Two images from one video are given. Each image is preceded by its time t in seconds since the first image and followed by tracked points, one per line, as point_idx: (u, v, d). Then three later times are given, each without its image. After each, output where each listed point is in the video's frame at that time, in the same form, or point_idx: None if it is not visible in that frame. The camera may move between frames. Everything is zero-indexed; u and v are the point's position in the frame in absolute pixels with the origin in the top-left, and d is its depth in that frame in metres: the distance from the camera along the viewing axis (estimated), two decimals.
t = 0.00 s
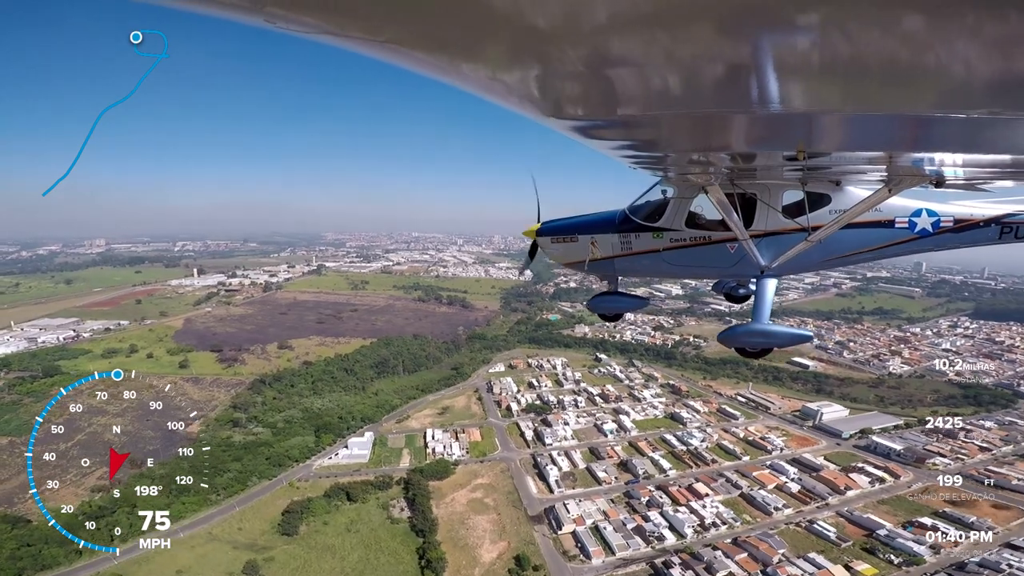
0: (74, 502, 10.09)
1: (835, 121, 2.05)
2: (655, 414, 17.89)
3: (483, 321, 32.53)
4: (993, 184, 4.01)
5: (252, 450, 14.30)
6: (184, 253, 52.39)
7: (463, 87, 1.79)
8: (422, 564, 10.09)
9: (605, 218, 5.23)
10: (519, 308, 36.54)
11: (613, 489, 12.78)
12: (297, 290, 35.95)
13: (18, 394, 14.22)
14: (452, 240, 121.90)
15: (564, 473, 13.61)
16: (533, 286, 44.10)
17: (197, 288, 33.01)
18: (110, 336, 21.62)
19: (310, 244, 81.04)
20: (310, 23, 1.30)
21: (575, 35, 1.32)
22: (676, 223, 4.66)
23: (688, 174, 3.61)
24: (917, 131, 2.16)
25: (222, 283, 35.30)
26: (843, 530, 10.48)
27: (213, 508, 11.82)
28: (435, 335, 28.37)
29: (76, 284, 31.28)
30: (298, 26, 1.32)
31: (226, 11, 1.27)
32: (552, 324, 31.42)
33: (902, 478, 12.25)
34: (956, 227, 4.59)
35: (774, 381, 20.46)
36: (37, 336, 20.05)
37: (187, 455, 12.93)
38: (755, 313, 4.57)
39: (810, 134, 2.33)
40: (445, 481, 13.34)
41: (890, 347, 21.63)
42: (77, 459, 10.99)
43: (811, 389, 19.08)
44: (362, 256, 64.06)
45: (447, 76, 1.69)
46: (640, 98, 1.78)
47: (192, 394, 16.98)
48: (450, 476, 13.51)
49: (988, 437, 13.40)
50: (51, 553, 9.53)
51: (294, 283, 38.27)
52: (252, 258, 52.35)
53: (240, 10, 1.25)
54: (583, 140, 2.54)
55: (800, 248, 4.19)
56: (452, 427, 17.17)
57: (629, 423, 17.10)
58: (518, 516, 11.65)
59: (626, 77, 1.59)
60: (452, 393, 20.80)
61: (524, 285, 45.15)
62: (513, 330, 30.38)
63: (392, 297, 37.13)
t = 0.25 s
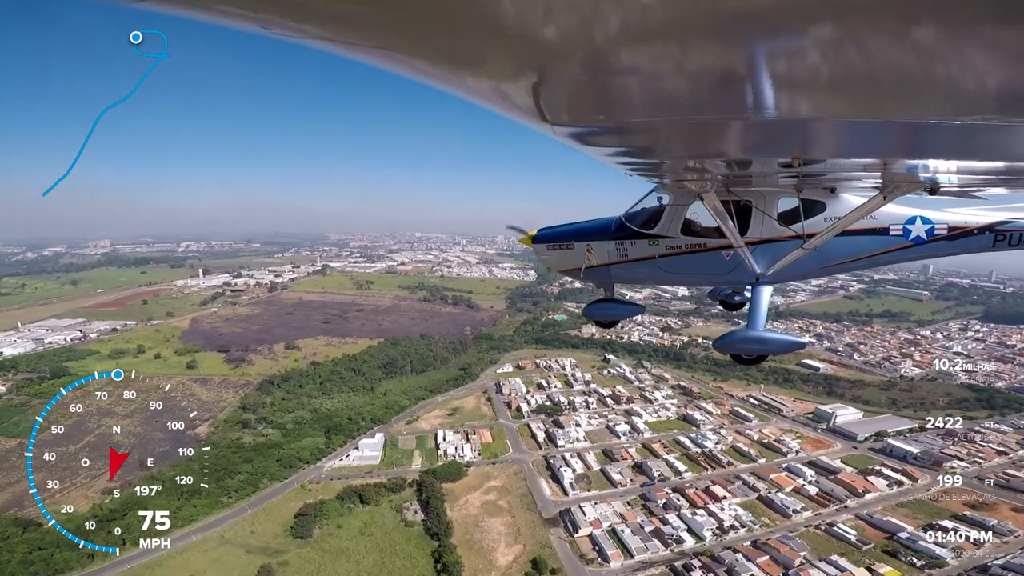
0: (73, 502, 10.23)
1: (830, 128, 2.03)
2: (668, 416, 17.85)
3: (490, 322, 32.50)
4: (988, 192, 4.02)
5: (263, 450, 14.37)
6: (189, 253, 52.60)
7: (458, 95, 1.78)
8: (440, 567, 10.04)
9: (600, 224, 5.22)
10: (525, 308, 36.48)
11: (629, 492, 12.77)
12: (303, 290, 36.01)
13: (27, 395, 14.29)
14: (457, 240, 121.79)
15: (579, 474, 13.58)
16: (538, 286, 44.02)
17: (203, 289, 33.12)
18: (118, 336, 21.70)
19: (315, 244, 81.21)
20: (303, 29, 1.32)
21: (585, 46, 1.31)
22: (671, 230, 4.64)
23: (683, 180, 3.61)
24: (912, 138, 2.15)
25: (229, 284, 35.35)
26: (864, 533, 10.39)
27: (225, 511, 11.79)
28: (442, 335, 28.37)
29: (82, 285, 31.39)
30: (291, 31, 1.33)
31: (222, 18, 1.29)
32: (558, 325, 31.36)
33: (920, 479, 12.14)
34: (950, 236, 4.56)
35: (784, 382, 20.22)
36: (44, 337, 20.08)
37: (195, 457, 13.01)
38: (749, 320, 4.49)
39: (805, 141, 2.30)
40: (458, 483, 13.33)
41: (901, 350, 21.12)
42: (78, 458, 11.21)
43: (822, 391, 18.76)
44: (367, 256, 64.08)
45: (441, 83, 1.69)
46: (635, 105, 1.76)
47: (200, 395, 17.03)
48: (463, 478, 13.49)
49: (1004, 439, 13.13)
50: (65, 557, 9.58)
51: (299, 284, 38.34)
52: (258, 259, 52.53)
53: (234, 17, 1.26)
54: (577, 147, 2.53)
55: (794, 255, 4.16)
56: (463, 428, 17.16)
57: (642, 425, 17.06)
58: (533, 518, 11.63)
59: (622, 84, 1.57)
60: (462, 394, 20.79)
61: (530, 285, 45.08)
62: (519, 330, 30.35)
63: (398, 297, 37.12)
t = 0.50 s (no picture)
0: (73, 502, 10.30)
1: (823, 131, 2.01)
2: (682, 415, 17.81)
3: (497, 320, 32.46)
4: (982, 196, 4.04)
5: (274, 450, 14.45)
6: (195, 252, 52.74)
7: (454, 98, 1.75)
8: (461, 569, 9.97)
9: (596, 228, 5.19)
10: (532, 306, 36.42)
11: (647, 492, 12.77)
12: (310, 288, 36.07)
13: (38, 395, 14.31)
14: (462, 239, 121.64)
15: (595, 474, 13.56)
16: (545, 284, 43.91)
17: (210, 287, 33.22)
18: (126, 335, 21.79)
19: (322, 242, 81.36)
20: (296, 35, 1.29)
21: (597, 53, 1.29)
22: (666, 233, 4.62)
23: (679, 184, 3.58)
24: (904, 142, 2.13)
25: (236, 282, 35.44)
26: (888, 533, 10.33)
27: (239, 512, 11.88)
28: (450, 333, 28.39)
29: (90, 284, 31.51)
30: (285, 35, 1.30)
31: (217, 23, 1.26)
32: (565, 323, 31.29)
33: (942, 478, 12.02)
34: (944, 240, 4.54)
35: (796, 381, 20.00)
36: (54, 336, 20.11)
37: (208, 457, 13.13)
38: (744, 324, 4.53)
39: (799, 144, 2.28)
40: (473, 483, 13.33)
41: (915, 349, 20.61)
42: (77, 458, 11.35)
43: (836, 392, 18.35)
44: (373, 254, 64.06)
45: (437, 87, 1.65)
46: (630, 109, 1.73)
47: (210, 394, 17.11)
48: (479, 477, 13.50)
49: None
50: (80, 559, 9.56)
51: (306, 282, 38.39)
52: (264, 257, 52.67)
53: (228, 21, 1.23)
54: (574, 150, 2.50)
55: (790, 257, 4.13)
56: (476, 427, 17.18)
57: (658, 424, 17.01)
58: (551, 519, 11.63)
59: (618, 88, 1.54)
60: (473, 393, 20.79)
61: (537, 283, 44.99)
62: (527, 328, 30.31)
63: (405, 296, 37.12)
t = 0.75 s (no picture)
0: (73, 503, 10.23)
1: (818, 131, 1.99)
2: (700, 414, 17.73)
3: (506, 317, 32.41)
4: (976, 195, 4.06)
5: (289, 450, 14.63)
6: (202, 250, 53.02)
7: (450, 96, 1.73)
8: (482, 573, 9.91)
9: (591, 227, 5.16)
10: (540, 304, 36.33)
11: (669, 491, 12.74)
12: (318, 287, 36.15)
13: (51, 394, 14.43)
14: (469, 236, 121.52)
15: (616, 473, 13.58)
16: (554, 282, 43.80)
17: (220, 286, 33.38)
18: (138, 334, 21.92)
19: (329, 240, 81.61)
20: (291, 33, 1.27)
21: (612, 53, 1.27)
22: (662, 232, 4.60)
23: (674, 182, 3.56)
24: (899, 141, 2.11)
25: (245, 280, 35.59)
26: (918, 531, 10.26)
27: (255, 513, 12.08)
28: (461, 331, 28.41)
29: (100, 283, 31.72)
30: (280, 34, 1.28)
31: (213, 22, 1.24)
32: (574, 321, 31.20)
33: (969, 477, 11.84)
34: (937, 238, 4.59)
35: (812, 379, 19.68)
36: (66, 335, 20.23)
37: (223, 454, 13.27)
38: (739, 323, 4.51)
39: (794, 143, 2.25)
40: (491, 483, 13.34)
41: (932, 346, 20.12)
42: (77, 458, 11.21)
43: (854, 389, 18.27)
44: (380, 252, 64.09)
45: (434, 85, 1.63)
46: (625, 108, 1.71)
47: (223, 393, 17.24)
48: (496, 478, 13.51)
49: None
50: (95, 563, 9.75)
51: (315, 280, 38.50)
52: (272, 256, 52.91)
53: (224, 20, 1.22)
54: (570, 149, 2.48)
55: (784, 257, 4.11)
56: (491, 426, 17.22)
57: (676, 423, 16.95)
58: (572, 519, 11.64)
59: (614, 88, 1.52)
60: (485, 391, 20.79)
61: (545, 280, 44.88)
62: (537, 326, 30.25)
63: (414, 293, 37.14)
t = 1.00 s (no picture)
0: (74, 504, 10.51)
1: (816, 131, 1.95)
2: (720, 410, 17.64)
3: (517, 314, 32.36)
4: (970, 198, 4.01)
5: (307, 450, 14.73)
6: (212, 251, 53.41)
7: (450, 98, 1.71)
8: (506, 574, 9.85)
9: (589, 228, 5.12)
10: (550, 300, 36.25)
11: (694, 489, 12.71)
12: (328, 286, 36.26)
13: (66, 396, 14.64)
14: (477, 234, 121.36)
15: (638, 472, 13.59)
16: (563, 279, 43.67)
17: (231, 286, 33.61)
18: (151, 335, 22.11)
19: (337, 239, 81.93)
20: (288, 34, 1.25)
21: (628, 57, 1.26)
22: (659, 233, 4.57)
23: (671, 184, 3.53)
24: (897, 142, 2.06)
25: (255, 280, 35.81)
26: (953, 528, 10.16)
27: (276, 516, 12.03)
28: (472, 328, 28.41)
29: (112, 285, 32.00)
30: (276, 35, 1.26)
31: (212, 23, 1.23)
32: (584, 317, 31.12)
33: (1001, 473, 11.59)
34: (934, 239, 4.58)
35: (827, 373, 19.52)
36: (80, 337, 20.43)
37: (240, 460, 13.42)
38: (738, 323, 4.46)
39: (791, 144, 2.21)
40: (511, 483, 13.36)
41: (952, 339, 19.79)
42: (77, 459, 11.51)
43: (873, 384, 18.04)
44: (388, 251, 64.15)
45: (433, 86, 1.61)
46: (620, 109, 1.68)
47: (238, 394, 17.39)
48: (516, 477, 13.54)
49: None
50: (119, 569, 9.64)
51: (325, 279, 38.64)
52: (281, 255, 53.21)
53: (222, 21, 1.20)
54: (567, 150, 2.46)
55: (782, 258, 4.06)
56: (507, 424, 17.24)
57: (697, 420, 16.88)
58: (596, 518, 11.65)
59: (611, 90, 1.50)
60: (500, 389, 20.80)
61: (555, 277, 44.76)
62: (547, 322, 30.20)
63: (424, 292, 37.18)
